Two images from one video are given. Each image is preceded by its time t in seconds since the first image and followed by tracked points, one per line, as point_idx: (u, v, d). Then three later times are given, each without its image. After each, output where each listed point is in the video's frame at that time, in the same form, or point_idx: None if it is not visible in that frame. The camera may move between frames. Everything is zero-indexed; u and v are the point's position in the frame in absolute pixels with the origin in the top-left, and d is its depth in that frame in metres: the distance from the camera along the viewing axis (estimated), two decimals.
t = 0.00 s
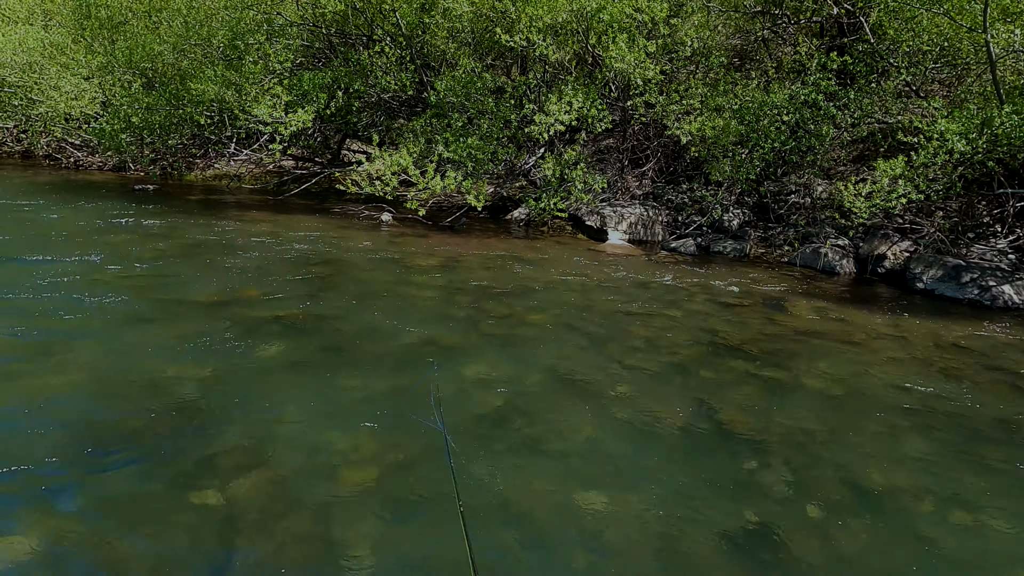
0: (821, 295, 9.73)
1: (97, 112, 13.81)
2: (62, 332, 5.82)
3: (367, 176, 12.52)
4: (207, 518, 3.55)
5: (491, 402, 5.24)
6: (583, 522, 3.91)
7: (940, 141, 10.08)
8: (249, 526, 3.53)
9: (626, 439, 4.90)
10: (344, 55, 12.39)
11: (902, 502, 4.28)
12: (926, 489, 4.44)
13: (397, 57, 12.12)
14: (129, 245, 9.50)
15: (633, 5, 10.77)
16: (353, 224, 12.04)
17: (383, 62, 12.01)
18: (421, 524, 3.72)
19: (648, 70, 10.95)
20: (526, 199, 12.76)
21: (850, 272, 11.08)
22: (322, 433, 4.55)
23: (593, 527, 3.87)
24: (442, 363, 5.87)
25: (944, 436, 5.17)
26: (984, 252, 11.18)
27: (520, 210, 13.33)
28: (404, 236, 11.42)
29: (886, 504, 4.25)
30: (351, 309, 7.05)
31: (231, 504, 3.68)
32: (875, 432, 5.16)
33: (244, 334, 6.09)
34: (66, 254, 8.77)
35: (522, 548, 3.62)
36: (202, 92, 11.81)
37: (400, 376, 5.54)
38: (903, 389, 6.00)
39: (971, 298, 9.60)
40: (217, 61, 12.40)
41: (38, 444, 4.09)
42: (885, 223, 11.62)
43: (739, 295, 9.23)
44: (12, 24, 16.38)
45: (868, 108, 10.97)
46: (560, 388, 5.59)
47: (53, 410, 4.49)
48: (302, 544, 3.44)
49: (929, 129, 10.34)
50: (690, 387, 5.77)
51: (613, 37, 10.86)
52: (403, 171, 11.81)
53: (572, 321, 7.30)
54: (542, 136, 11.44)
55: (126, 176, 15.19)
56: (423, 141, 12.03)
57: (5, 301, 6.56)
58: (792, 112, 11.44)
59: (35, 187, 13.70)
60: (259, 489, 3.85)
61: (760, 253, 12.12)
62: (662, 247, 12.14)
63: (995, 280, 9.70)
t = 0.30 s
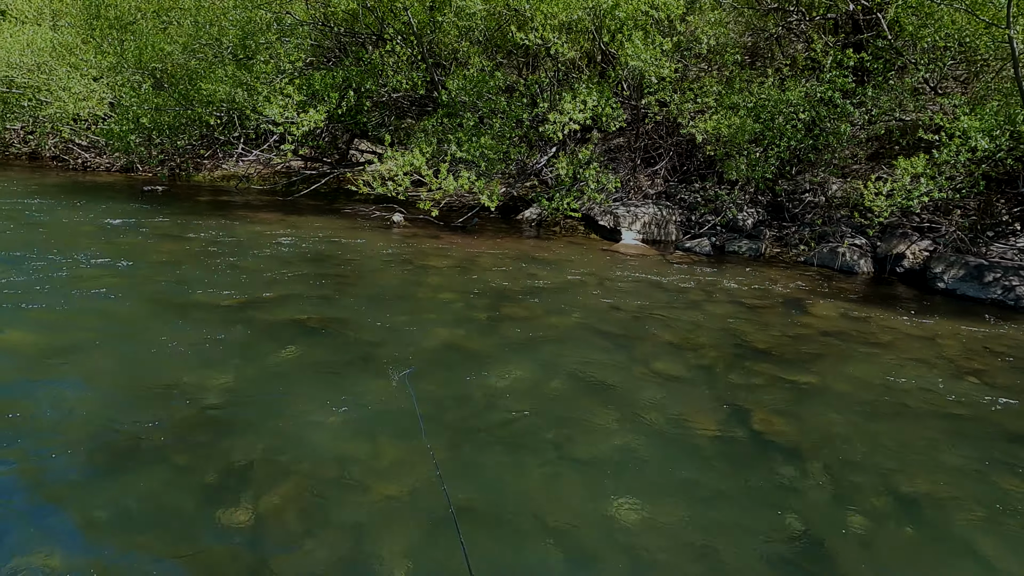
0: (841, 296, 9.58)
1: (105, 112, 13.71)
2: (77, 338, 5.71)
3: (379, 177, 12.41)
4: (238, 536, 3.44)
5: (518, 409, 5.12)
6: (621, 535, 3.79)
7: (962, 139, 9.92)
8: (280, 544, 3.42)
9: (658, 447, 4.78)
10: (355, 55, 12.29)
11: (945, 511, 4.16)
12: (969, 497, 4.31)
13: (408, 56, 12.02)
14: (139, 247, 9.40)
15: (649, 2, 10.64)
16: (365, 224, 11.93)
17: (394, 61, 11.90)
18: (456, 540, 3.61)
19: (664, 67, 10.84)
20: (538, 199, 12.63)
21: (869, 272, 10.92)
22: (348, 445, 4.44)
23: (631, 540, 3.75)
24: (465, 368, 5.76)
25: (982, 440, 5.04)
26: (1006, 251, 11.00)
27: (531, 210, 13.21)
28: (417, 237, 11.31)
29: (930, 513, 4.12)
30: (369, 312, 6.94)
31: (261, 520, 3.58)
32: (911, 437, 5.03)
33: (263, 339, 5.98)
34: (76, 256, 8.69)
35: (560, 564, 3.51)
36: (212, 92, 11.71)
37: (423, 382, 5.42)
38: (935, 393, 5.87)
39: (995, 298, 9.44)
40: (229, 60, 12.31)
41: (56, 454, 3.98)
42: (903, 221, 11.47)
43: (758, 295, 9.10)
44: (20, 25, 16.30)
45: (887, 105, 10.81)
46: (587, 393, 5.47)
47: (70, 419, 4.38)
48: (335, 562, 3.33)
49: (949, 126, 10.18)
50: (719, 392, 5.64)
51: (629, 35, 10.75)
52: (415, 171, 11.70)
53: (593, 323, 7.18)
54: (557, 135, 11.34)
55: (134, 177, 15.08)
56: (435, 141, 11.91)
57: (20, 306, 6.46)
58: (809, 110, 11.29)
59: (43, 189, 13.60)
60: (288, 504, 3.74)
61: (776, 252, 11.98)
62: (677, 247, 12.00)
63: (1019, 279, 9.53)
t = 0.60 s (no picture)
0: (859, 296, 9.48)
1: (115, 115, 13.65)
2: (96, 345, 5.68)
3: (389, 178, 12.36)
4: (271, 547, 3.38)
5: (543, 414, 5.06)
6: (658, 542, 3.72)
7: (981, 137, 9.81)
8: (314, 555, 3.36)
9: (687, 452, 4.71)
10: (365, 56, 12.25)
11: (987, 517, 4.07)
12: (1009, 501, 4.23)
13: (419, 57, 11.96)
14: (151, 251, 9.35)
15: (662, 1, 10.60)
16: (376, 226, 11.88)
17: (405, 62, 11.85)
18: (491, 551, 3.54)
19: (679, 67, 10.78)
20: (549, 200, 12.56)
21: (885, 272, 10.81)
22: (375, 452, 4.38)
23: (669, 549, 3.67)
24: (486, 372, 5.69)
25: (1015, 443, 4.96)
26: None
27: (542, 211, 13.14)
28: (428, 239, 11.25)
29: (972, 519, 4.04)
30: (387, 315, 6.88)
31: (293, 531, 3.51)
32: (944, 440, 4.94)
33: (282, 343, 5.92)
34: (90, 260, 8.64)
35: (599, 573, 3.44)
36: (224, 95, 11.68)
37: (446, 388, 5.36)
38: (964, 395, 5.79)
39: (1016, 299, 9.32)
40: (240, 62, 12.27)
41: (79, 462, 3.94)
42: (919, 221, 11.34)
43: (775, 296, 9.02)
44: (28, 29, 16.28)
45: (903, 103, 10.71)
46: (611, 397, 5.41)
47: (92, 427, 4.34)
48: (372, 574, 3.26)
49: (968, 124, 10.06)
50: (745, 396, 5.57)
51: (643, 35, 10.69)
52: (427, 172, 11.64)
53: (612, 326, 7.12)
54: (570, 135, 11.29)
55: (142, 180, 15.04)
56: (446, 142, 11.87)
57: (37, 313, 6.41)
58: (823, 109, 11.19)
59: (52, 193, 13.55)
60: (318, 513, 3.68)
61: (789, 252, 11.88)
62: (690, 248, 11.91)
63: None
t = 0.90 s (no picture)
0: (874, 298, 9.39)
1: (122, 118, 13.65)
2: (112, 352, 5.63)
3: (398, 181, 12.31)
4: (297, 560, 3.32)
5: (564, 421, 5.00)
6: (688, 553, 3.65)
7: (997, 137, 9.70)
8: (341, 568, 3.30)
9: (712, 459, 4.63)
10: (374, 59, 12.23)
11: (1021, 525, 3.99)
12: None
13: (428, 60, 11.92)
14: (163, 256, 9.29)
15: (673, 2, 10.55)
16: (385, 229, 11.84)
17: (413, 65, 11.82)
18: (519, 563, 3.47)
19: (690, 69, 10.75)
20: (558, 202, 12.51)
21: (898, 273, 10.72)
22: (397, 462, 4.32)
23: (700, 560, 3.60)
24: (505, 378, 5.64)
25: None
26: None
27: (550, 213, 13.10)
28: (438, 241, 11.21)
29: (1005, 527, 3.96)
30: (402, 320, 6.84)
31: (318, 544, 3.45)
32: (971, 446, 4.87)
33: (297, 350, 5.87)
34: (105, 265, 8.58)
35: None
36: (234, 99, 11.66)
37: (465, 394, 5.31)
38: (988, 399, 5.71)
39: None
40: (250, 65, 12.25)
41: (97, 474, 3.88)
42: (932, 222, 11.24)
43: (789, 299, 8.96)
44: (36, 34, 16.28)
45: (916, 104, 10.61)
46: (632, 404, 5.34)
47: (108, 437, 4.28)
48: None
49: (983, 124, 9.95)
50: (768, 402, 5.48)
51: (654, 36, 10.64)
52: (436, 175, 11.61)
53: (628, 330, 7.06)
54: (580, 137, 11.26)
55: (149, 184, 15.01)
56: (456, 145, 11.82)
57: (50, 320, 6.36)
58: (835, 110, 11.11)
59: (59, 197, 13.52)
60: (344, 527, 3.62)
61: (801, 254, 11.79)
62: (700, 249, 11.83)
63: None
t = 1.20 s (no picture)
0: (891, 300, 9.30)
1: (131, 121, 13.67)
2: (126, 358, 5.59)
3: (409, 184, 12.28)
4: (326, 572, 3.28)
5: (588, 427, 4.95)
6: (721, 563, 3.60)
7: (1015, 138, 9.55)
8: None
9: (738, 466, 4.58)
10: (385, 61, 12.21)
11: None
12: None
13: (438, 62, 11.86)
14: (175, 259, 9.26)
15: (687, 2, 10.49)
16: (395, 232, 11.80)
17: (424, 67, 11.80)
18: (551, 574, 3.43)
19: (704, 69, 10.71)
20: (569, 204, 12.46)
21: (913, 275, 10.62)
22: (423, 471, 4.27)
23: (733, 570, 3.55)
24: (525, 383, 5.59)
25: None
26: None
27: (561, 215, 13.05)
28: (449, 244, 11.16)
29: None
30: (419, 324, 6.79)
31: (347, 556, 3.41)
32: (1001, 452, 4.80)
33: (314, 354, 5.83)
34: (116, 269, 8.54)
35: None
36: (245, 102, 11.64)
37: (487, 400, 5.26)
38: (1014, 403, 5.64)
39: None
40: (260, 67, 12.22)
41: (118, 484, 3.84)
42: (947, 223, 11.12)
43: (805, 301, 8.89)
44: (46, 37, 16.30)
45: (930, 104, 10.48)
46: (654, 410, 5.29)
47: (124, 445, 4.24)
48: None
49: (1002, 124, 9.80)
50: (791, 406, 5.43)
51: (667, 37, 10.61)
52: (448, 177, 11.58)
53: (646, 333, 7.00)
54: (593, 139, 11.22)
55: (158, 187, 14.99)
56: (466, 146, 11.79)
57: (66, 324, 6.33)
58: (848, 110, 11.00)
59: (69, 200, 13.49)
60: (372, 538, 3.57)
61: (813, 255, 11.70)
62: (712, 251, 11.75)
63: None
